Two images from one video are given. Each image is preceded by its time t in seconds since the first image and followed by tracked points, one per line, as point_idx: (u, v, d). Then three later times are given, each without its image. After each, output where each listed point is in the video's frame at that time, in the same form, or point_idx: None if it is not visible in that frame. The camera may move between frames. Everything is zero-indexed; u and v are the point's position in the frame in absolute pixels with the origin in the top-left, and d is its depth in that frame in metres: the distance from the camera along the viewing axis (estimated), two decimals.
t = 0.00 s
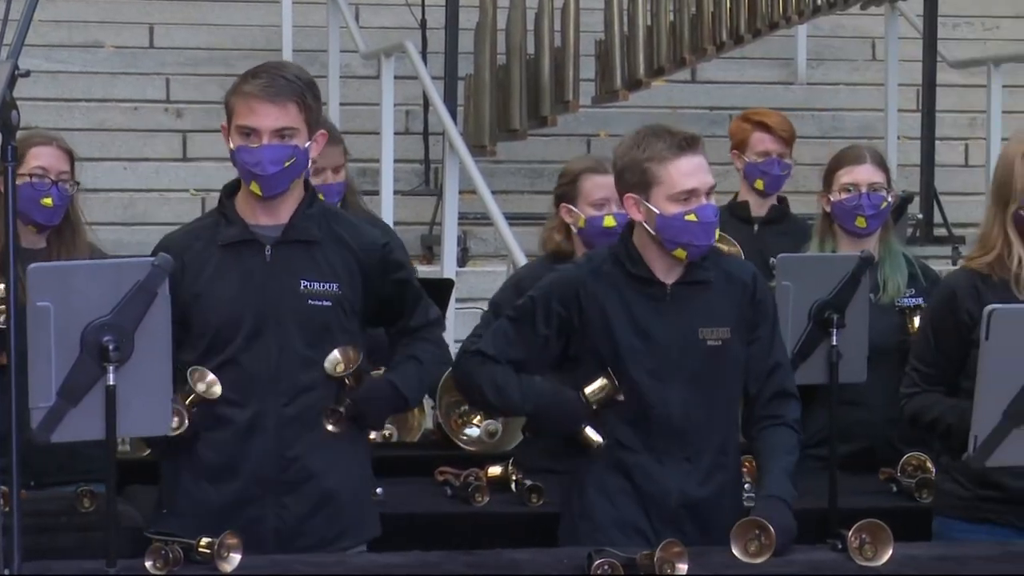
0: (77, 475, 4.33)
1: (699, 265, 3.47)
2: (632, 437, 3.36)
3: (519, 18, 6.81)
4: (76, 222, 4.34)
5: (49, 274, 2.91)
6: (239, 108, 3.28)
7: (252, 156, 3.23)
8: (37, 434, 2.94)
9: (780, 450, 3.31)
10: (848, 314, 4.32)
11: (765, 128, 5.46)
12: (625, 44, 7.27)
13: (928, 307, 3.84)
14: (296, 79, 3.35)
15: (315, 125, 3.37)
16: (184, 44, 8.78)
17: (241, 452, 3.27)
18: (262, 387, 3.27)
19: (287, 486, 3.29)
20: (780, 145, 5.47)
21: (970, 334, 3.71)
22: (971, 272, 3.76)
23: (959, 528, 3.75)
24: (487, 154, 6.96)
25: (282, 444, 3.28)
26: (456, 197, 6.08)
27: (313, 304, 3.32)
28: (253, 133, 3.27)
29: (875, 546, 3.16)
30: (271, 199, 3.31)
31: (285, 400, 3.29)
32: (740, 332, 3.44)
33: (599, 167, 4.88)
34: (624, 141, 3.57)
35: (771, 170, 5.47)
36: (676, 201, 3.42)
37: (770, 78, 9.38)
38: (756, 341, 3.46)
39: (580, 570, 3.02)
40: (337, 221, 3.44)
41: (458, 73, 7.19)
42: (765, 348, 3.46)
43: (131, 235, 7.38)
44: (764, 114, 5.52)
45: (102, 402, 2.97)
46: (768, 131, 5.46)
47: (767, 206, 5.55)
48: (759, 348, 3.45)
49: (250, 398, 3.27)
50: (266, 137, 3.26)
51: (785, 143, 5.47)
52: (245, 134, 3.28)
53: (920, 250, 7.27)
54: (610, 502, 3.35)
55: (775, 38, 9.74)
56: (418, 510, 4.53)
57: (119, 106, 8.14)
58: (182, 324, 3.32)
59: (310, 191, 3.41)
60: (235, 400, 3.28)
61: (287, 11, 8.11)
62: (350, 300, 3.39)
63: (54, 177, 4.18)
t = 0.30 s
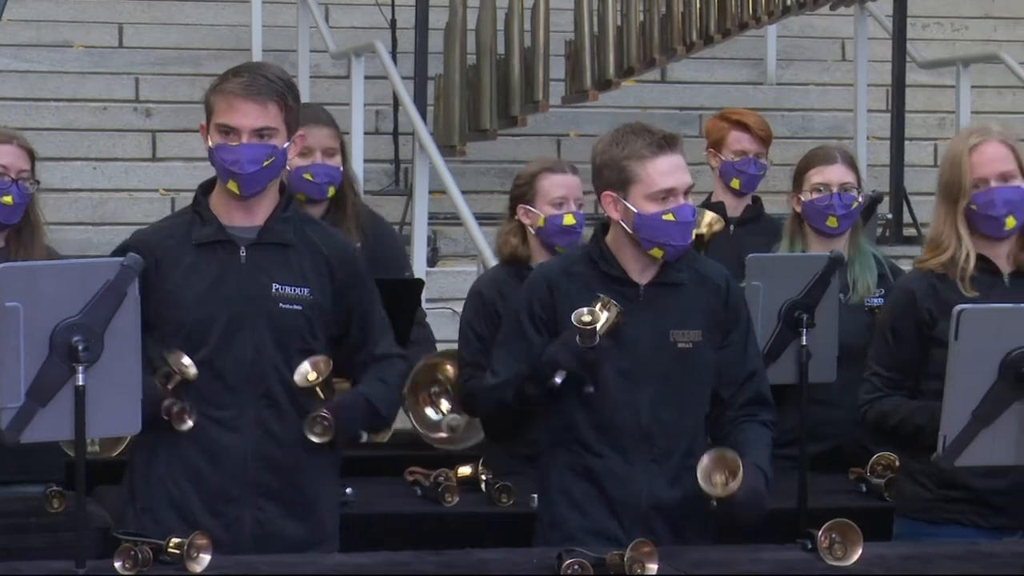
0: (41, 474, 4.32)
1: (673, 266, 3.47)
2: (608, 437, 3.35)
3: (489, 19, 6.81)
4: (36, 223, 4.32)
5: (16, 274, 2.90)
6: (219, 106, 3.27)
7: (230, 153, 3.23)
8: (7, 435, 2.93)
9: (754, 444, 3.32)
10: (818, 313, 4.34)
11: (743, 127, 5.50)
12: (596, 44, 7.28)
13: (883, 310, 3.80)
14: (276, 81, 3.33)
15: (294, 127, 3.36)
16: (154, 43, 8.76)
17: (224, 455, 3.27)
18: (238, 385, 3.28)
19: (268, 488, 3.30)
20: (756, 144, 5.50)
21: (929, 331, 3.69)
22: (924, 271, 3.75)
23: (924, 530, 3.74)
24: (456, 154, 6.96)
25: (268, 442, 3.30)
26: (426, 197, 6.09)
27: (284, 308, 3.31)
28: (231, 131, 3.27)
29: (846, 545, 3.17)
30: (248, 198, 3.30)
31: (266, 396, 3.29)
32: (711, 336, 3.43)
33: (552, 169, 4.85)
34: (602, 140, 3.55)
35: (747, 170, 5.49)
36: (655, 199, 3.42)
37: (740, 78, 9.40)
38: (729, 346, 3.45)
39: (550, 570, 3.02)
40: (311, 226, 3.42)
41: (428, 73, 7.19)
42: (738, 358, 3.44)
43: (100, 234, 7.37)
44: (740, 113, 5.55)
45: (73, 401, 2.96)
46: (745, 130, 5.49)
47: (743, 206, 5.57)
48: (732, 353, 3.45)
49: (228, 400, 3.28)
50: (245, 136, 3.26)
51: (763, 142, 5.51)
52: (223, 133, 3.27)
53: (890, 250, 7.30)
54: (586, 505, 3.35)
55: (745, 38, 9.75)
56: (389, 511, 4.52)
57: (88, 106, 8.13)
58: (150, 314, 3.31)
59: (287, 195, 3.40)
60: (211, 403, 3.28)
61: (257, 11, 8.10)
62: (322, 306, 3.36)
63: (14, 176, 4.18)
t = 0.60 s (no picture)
0: None
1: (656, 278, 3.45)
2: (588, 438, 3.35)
3: (462, 18, 6.80)
4: None
5: None
6: (189, 111, 3.27)
7: (201, 156, 3.23)
8: None
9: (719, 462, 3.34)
10: (790, 313, 4.34)
11: (724, 126, 5.51)
12: (569, 44, 7.28)
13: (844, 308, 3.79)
14: (245, 81, 3.33)
15: (265, 128, 3.35)
16: (126, 43, 8.74)
17: (203, 458, 3.26)
18: (220, 388, 3.28)
19: (246, 486, 3.31)
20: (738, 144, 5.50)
21: (893, 332, 3.69)
22: (877, 269, 3.76)
23: (887, 530, 3.74)
24: (429, 154, 6.96)
25: (244, 443, 3.30)
26: (399, 197, 6.08)
27: (264, 305, 3.32)
28: (202, 135, 3.26)
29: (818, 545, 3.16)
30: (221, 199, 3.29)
31: (245, 400, 3.30)
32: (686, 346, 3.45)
33: (553, 169, 4.74)
34: (594, 154, 3.50)
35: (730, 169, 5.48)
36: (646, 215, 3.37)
37: (712, 79, 9.41)
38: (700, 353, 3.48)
39: (523, 569, 3.01)
40: (288, 222, 3.43)
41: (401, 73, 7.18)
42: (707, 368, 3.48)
43: (71, 234, 7.35)
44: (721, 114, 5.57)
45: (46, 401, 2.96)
46: (728, 129, 5.50)
47: (728, 205, 5.53)
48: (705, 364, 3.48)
49: (207, 400, 3.28)
50: (216, 138, 3.25)
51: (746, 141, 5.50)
52: (194, 136, 3.26)
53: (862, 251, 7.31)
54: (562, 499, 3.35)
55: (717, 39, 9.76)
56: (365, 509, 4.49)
57: (59, 106, 8.12)
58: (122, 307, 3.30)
59: (263, 193, 3.39)
60: (191, 404, 3.28)
61: (229, 11, 8.09)
62: (301, 304, 3.39)
63: None
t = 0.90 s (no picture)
0: None
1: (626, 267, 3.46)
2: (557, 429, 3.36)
3: (438, 18, 6.80)
4: None
5: None
6: (167, 114, 3.27)
7: (179, 160, 3.23)
8: None
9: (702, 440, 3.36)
10: (766, 314, 4.34)
11: (710, 128, 5.51)
12: (544, 44, 7.29)
13: (825, 305, 3.78)
14: (227, 86, 3.33)
15: (246, 133, 3.35)
16: (101, 43, 8.73)
17: (178, 458, 3.25)
18: (191, 386, 3.28)
19: (217, 490, 3.29)
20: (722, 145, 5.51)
21: (875, 329, 3.69)
22: (870, 268, 3.73)
23: (877, 531, 3.71)
24: (405, 154, 6.96)
25: (216, 442, 3.29)
26: (375, 197, 6.08)
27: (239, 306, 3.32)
28: (180, 138, 3.26)
29: (794, 545, 3.16)
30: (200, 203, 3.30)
31: (217, 396, 3.30)
32: (664, 337, 3.45)
33: (527, 166, 4.68)
34: (555, 145, 3.50)
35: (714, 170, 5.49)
36: (606, 204, 3.39)
37: (688, 79, 9.42)
38: (681, 344, 3.48)
39: (499, 569, 3.01)
40: (266, 217, 3.42)
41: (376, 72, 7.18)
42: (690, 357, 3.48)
43: (47, 234, 7.34)
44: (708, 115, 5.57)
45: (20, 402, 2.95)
46: (712, 131, 5.51)
47: (713, 206, 5.54)
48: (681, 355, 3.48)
49: (178, 402, 3.27)
50: (193, 143, 3.25)
51: (732, 141, 5.51)
52: (172, 140, 3.27)
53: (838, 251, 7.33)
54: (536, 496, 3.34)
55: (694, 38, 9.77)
56: (336, 510, 4.49)
57: (35, 106, 8.11)
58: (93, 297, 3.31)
59: (239, 194, 3.40)
60: (162, 406, 3.27)
61: (205, 11, 8.07)
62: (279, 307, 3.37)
63: None
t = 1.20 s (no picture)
0: None
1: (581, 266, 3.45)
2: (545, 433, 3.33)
3: (408, 17, 6.80)
4: None
5: None
6: (133, 109, 3.26)
7: (145, 156, 3.21)
8: None
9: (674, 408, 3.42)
10: (737, 314, 4.34)
11: (674, 141, 5.48)
12: (514, 44, 7.29)
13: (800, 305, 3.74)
14: (193, 82, 3.32)
15: (212, 130, 3.34)
16: (70, 42, 8.72)
17: (158, 456, 3.25)
18: (178, 387, 3.27)
19: (200, 488, 3.29)
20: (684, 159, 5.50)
21: (850, 328, 3.65)
22: (844, 268, 3.71)
23: (854, 532, 3.65)
24: (375, 153, 6.96)
25: (196, 442, 3.28)
26: (345, 197, 6.08)
27: (223, 307, 3.34)
28: (147, 134, 3.25)
29: (764, 544, 3.17)
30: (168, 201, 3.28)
31: (198, 393, 3.29)
32: (629, 322, 3.48)
33: (483, 173, 4.51)
34: (512, 141, 3.49)
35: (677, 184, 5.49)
36: (561, 201, 3.36)
37: (658, 79, 9.42)
38: (644, 330, 3.52)
39: (470, 569, 3.01)
40: (233, 218, 3.45)
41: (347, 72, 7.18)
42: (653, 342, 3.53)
43: (16, 234, 7.33)
44: (679, 121, 5.52)
45: None
46: (676, 144, 5.48)
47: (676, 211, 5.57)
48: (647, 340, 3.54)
49: (159, 400, 3.26)
50: (160, 137, 3.24)
51: (695, 155, 5.48)
52: (139, 135, 3.26)
53: (809, 250, 7.35)
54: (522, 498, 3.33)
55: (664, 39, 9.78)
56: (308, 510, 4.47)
57: (4, 105, 8.09)
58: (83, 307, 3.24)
59: (207, 195, 3.40)
60: (141, 409, 3.25)
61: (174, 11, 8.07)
62: (252, 302, 3.40)
63: None
